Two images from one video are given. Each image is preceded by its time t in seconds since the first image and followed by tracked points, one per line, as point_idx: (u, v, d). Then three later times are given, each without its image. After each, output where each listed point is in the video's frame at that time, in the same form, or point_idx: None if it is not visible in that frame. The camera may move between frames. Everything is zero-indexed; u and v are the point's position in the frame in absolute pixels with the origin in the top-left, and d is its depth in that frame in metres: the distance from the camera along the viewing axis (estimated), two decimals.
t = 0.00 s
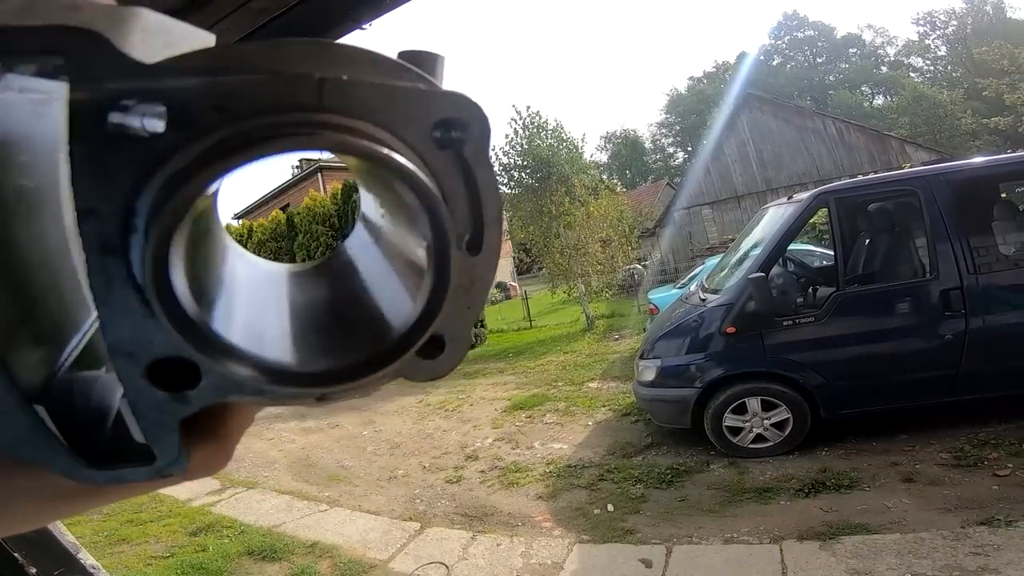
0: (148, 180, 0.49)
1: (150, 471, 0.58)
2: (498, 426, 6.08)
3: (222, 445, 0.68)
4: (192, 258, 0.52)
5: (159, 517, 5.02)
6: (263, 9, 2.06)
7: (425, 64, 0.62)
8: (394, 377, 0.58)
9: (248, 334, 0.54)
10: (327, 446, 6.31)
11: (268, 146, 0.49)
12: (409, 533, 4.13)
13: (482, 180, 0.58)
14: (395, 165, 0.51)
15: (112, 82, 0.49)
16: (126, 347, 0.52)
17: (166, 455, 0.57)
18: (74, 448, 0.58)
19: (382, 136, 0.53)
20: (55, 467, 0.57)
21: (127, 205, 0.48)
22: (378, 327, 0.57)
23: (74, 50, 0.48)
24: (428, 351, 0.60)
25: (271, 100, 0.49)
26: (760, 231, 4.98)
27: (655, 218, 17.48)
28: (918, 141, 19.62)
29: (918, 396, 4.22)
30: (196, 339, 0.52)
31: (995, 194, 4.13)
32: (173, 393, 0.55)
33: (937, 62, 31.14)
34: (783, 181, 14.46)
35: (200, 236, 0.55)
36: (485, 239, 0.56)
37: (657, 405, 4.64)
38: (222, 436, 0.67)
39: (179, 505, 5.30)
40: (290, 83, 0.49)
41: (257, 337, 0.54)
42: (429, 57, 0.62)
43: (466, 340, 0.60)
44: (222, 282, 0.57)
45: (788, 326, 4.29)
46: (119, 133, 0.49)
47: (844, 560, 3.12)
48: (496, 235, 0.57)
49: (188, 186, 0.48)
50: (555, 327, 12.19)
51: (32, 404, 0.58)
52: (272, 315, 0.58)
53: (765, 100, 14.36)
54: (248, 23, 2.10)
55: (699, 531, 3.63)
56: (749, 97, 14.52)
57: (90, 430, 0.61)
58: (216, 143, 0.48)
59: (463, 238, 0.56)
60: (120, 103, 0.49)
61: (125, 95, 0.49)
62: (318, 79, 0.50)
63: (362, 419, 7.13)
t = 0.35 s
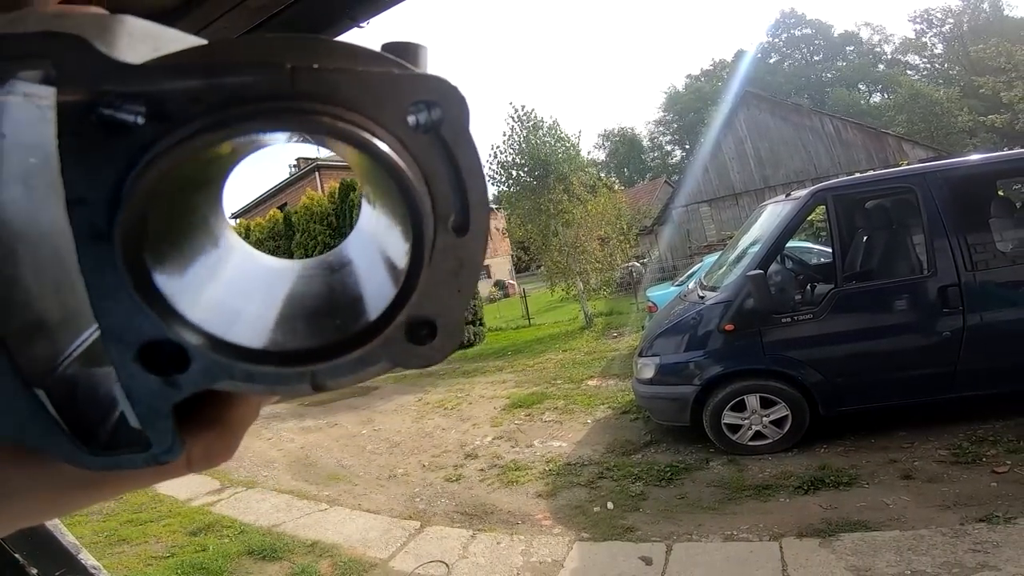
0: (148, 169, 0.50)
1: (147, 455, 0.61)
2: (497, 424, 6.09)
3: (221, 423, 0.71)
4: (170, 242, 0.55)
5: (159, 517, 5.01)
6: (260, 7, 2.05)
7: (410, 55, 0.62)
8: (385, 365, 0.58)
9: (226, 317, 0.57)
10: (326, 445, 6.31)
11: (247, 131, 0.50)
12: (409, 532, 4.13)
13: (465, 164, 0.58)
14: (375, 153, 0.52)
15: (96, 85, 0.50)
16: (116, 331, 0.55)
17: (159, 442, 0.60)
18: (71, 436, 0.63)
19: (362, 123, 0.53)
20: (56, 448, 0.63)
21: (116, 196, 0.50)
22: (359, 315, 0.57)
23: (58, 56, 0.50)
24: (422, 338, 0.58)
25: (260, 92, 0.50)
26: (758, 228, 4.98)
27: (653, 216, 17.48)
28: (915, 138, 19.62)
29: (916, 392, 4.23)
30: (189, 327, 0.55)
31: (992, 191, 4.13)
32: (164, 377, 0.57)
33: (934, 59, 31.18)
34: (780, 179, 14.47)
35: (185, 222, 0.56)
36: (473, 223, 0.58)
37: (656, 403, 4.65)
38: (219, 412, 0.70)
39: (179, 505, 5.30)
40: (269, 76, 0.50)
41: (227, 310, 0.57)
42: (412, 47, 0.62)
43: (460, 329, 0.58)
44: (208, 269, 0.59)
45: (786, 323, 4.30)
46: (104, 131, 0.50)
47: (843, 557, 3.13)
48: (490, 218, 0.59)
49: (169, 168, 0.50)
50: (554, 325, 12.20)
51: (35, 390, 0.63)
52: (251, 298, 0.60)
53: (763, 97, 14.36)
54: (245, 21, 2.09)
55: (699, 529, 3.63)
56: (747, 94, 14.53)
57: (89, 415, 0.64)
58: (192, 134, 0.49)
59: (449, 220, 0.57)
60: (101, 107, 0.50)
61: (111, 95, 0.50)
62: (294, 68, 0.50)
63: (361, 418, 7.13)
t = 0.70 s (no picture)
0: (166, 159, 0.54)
1: (154, 455, 0.62)
2: (497, 423, 6.10)
3: (235, 430, 0.72)
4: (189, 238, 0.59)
5: (160, 516, 5.02)
6: (261, 7, 2.04)
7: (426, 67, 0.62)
8: (400, 372, 0.58)
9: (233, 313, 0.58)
10: (327, 443, 6.32)
11: (261, 132, 0.53)
12: (409, 530, 4.14)
13: (477, 163, 0.57)
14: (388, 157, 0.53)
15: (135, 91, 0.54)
16: (136, 323, 0.57)
17: (168, 441, 0.61)
18: (84, 431, 0.63)
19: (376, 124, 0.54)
20: (68, 442, 0.63)
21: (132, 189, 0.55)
22: (372, 310, 0.58)
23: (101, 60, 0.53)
24: (435, 342, 0.59)
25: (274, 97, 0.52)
26: (758, 227, 4.98)
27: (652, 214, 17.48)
28: (914, 136, 19.58)
29: (916, 390, 4.24)
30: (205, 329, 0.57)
31: (992, 189, 4.14)
32: (178, 373, 0.59)
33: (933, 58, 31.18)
34: (779, 177, 14.45)
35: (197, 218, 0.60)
36: (487, 224, 0.57)
37: (657, 401, 4.65)
38: (233, 421, 0.71)
39: (180, 504, 5.31)
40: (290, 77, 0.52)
41: (245, 312, 0.59)
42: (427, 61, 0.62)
43: (474, 331, 0.59)
44: (238, 281, 0.64)
45: (786, 321, 4.30)
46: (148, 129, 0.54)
47: (843, 555, 3.14)
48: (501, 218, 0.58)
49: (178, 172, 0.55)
50: (554, 323, 12.20)
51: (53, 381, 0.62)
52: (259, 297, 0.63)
53: (762, 95, 14.35)
54: (246, 21, 2.09)
55: (700, 526, 3.64)
56: (746, 93, 14.52)
57: (106, 415, 0.64)
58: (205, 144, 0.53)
59: (462, 221, 0.57)
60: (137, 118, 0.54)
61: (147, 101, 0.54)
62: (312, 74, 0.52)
63: (361, 416, 7.13)
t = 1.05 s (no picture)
0: (111, 137, 0.54)
1: (115, 449, 0.62)
2: (500, 421, 6.10)
3: (211, 424, 0.73)
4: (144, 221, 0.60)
5: (164, 515, 5.03)
6: (260, 6, 2.03)
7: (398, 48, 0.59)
8: (374, 359, 0.58)
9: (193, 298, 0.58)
10: (330, 442, 6.32)
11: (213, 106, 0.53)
12: (412, 529, 4.14)
13: (446, 140, 0.55)
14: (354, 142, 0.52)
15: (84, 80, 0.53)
16: (93, 312, 0.57)
17: (129, 435, 0.61)
18: (46, 423, 0.64)
19: (344, 105, 0.52)
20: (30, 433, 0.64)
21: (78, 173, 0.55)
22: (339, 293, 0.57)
23: (61, 52, 0.54)
24: (408, 330, 0.57)
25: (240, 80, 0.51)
26: (760, 225, 4.96)
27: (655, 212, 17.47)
28: (919, 135, 19.50)
29: (920, 389, 4.23)
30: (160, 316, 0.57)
31: (996, 187, 4.12)
32: (137, 363, 0.58)
33: (937, 55, 31.10)
34: (783, 175, 14.42)
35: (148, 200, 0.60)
36: (461, 204, 0.56)
37: (659, 399, 4.65)
38: (198, 417, 0.71)
39: (183, 503, 5.32)
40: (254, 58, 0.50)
41: (207, 299, 0.59)
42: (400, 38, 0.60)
43: (449, 318, 0.58)
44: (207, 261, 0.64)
45: (789, 319, 4.30)
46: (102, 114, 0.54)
47: (846, 554, 3.13)
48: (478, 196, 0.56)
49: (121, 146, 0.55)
50: (557, 322, 12.20)
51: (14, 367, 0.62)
52: (219, 271, 0.63)
53: (765, 94, 14.31)
54: (246, 20, 2.08)
55: (702, 525, 3.64)
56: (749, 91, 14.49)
57: (71, 406, 0.65)
58: (146, 124, 0.54)
59: (434, 200, 0.55)
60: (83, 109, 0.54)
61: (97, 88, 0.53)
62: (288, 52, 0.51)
63: (364, 415, 7.14)
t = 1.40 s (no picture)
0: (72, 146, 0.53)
1: (120, 464, 0.63)
2: (503, 421, 6.10)
3: (218, 438, 0.73)
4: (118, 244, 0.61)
5: (168, 515, 5.05)
6: (262, 7, 2.03)
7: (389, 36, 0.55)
8: (368, 375, 0.55)
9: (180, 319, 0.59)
10: (333, 442, 6.33)
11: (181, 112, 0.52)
12: (415, 528, 4.14)
13: (435, 130, 0.50)
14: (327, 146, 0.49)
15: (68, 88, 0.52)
16: (79, 330, 0.57)
17: (133, 451, 0.61)
18: (59, 437, 0.64)
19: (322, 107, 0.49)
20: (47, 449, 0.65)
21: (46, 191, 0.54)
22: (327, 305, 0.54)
23: (31, 68, 0.53)
24: (406, 341, 0.55)
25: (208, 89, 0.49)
26: (763, 225, 4.96)
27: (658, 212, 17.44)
28: (923, 132, 19.42)
29: (923, 388, 4.22)
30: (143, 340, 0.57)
31: (1000, 185, 4.11)
32: (132, 381, 0.58)
33: (940, 53, 31.01)
34: (786, 173, 14.38)
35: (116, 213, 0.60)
36: (457, 201, 0.51)
37: (662, 399, 4.64)
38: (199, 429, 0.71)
39: (188, 502, 5.34)
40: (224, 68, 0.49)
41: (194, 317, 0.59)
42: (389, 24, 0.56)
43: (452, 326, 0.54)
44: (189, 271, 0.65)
45: (792, 319, 4.29)
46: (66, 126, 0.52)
47: (849, 554, 3.13)
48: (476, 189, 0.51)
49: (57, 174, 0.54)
50: (559, 321, 12.19)
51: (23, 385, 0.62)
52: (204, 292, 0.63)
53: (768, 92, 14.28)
54: (248, 22, 2.07)
55: (705, 525, 3.63)
56: (752, 89, 14.46)
57: (86, 422, 0.64)
58: (105, 121, 0.52)
59: (426, 197, 0.51)
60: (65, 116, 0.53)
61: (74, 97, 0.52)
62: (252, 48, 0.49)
63: (367, 415, 7.14)
